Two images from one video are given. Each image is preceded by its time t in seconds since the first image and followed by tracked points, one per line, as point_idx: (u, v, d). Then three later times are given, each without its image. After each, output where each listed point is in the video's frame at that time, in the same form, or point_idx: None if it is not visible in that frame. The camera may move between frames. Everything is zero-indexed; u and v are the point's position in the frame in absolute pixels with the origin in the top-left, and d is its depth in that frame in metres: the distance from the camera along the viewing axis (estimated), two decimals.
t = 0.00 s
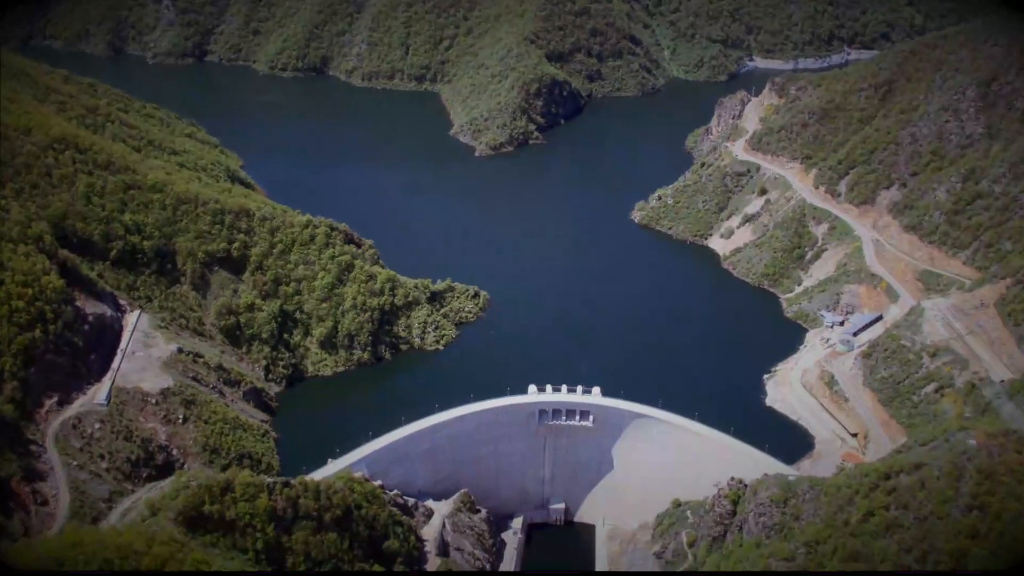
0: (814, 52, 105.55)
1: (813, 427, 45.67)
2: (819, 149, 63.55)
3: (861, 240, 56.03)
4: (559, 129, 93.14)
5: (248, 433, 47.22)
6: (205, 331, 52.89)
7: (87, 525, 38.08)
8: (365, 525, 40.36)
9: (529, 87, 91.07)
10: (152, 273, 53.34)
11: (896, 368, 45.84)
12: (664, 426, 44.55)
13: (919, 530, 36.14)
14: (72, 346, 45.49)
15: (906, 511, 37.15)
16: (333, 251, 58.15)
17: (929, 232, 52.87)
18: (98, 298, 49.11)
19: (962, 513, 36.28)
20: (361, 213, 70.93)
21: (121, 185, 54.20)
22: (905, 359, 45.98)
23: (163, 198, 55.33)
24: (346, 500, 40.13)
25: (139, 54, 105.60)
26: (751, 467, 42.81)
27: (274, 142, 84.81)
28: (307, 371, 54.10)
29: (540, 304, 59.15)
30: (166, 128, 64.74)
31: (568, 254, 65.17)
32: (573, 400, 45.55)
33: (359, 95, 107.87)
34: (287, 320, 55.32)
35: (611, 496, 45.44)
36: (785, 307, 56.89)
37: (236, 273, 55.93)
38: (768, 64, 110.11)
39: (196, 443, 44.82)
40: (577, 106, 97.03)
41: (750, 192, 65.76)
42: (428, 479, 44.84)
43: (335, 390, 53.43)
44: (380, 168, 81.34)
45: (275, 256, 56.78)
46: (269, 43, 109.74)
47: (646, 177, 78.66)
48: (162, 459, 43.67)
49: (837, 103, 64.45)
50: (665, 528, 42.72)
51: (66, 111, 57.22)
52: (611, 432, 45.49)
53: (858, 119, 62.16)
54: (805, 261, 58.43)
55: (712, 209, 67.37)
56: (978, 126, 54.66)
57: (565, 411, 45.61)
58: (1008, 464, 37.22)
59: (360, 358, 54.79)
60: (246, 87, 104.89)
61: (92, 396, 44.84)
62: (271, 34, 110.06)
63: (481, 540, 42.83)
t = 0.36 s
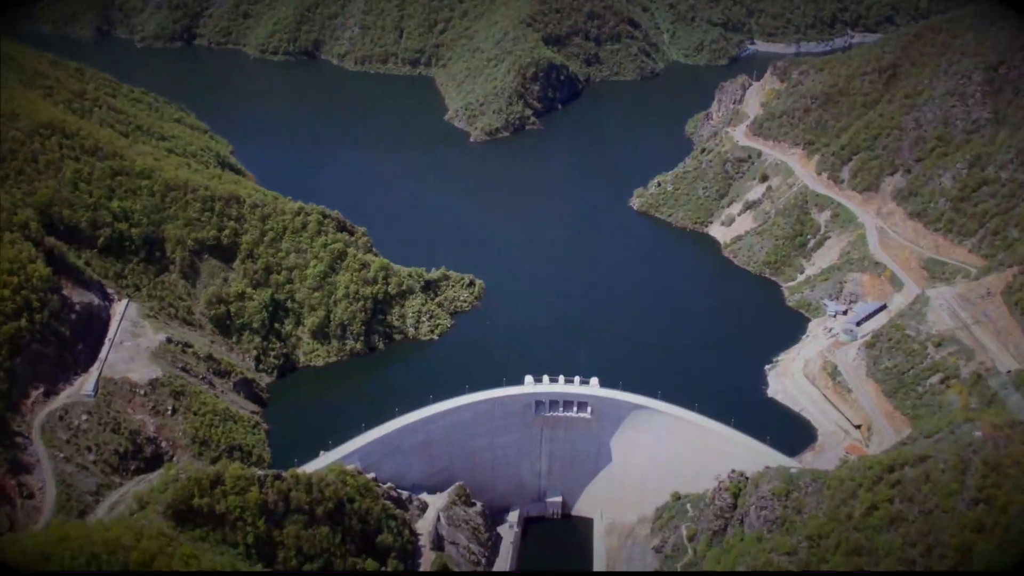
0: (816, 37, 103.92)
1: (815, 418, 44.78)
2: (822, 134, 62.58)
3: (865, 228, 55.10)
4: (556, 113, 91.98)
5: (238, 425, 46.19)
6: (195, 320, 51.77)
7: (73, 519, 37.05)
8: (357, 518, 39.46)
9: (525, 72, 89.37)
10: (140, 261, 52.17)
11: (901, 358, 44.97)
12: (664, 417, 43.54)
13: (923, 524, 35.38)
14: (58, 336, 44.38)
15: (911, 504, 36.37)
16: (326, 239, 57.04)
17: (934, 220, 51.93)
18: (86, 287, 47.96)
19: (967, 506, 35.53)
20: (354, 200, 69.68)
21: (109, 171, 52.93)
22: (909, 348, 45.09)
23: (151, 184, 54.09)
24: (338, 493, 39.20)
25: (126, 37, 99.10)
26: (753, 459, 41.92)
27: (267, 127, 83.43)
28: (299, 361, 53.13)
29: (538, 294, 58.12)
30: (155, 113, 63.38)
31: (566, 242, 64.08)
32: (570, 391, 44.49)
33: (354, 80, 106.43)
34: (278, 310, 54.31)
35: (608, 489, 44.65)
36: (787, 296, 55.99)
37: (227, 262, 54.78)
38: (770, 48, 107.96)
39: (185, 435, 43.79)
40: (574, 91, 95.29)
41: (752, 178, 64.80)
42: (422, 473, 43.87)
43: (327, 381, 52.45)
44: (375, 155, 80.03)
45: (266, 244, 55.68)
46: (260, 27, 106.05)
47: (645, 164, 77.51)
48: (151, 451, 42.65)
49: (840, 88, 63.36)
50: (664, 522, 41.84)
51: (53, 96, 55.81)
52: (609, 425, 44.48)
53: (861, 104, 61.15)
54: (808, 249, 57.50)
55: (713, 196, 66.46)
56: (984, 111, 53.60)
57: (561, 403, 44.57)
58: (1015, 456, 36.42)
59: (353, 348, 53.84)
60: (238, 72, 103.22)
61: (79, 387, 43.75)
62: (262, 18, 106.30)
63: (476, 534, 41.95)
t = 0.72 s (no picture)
0: (820, 19, 103.85)
1: (817, 409, 43.95)
2: (825, 119, 61.68)
3: (868, 214, 54.27)
4: (553, 98, 90.97)
5: (228, 416, 45.17)
6: (184, 309, 50.69)
7: (60, 512, 36.00)
8: (350, 512, 38.54)
9: (521, 55, 88.76)
10: (128, 249, 51.04)
11: (906, 348, 44.02)
12: (663, 408, 42.57)
13: (929, 518, 34.60)
14: (44, 325, 43.21)
15: (915, 498, 35.57)
16: (318, 226, 55.97)
17: (939, 207, 51.00)
18: (72, 275, 46.77)
19: (973, 499, 34.77)
20: (348, 186, 68.51)
21: (96, 156, 51.70)
22: (914, 338, 44.19)
23: (139, 170, 52.88)
24: (331, 486, 38.30)
25: (113, 21, 95.61)
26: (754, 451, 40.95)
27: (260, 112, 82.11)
28: (291, 351, 52.26)
29: (535, 281, 57.16)
30: (144, 97, 62.08)
31: (562, 229, 63.09)
32: (567, 381, 43.52)
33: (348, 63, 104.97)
34: (269, 298, 53.40)
35: (606, 483, 43.86)
36: (788, 285, 55.18)
37: (216, 250, 53.70)
38: (770, 31, 107.64)
39: (174, 427, 42.79)
40: (572, 73, 94.85)
41: (753, 164, 64.30)
42: (416, 465, 43.01)
43: (320, 370, 51.53)
44: (370, 140, 78.80)
45: (257, 231, 54.52)
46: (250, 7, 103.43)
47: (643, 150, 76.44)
48: (139, 443, 41.53)
49: (844, 72, 62.40)
50: (663, 516, 41.01)
51: (38, 79, 54.53)
52: (607, 416, 43.57)
53: (865, 89, 60.17)
54: (810, 237, 56.74)
55: (714, 181, 65.74)
56: (990, 95, 52.62)
57: (558, 393, 43.59)
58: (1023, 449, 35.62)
59: (346, 338, 52.98)
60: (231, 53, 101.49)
61: (65, 378, 42.62)
62: None
63: (472, 527, 41.09)
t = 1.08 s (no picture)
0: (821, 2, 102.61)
1: (820, 400, 43.08)
2: (828, 104, 60.65)
3: (872, 201, 53.37)
4: (550, 81, 89.71)
5: (217, 407, 44.17)
6: (172, 298, 49.58)
7: (45, 506, 34.94)
8: (342, 505, 37.61)
9: (516, 38, 87.48)
10: (116, 236, 49.87)
11: (910, 337, 43.13)
12: (662, 399, 41.64)
13: (934, 511, 33.77)
14: (29, 314, 41.96)
15: (920, 490, 34.72)
16: (310, 212, 54.86)
17: (945, 193, 50.07)
18: (58, 263, 45.50)
19: (979, 492, 33.97)
20: (341, 174, 67.32)
21: (83, 141, 50.40)
22: (919, 328, 43.27)
23: (127, 156, 51.62)
24: (323, 478, 37.40)
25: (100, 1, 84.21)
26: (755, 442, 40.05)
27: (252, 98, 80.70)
28: (281, 341, 51.31)
29: (531, 270, 56.18)
30: (131, 81, 60.66)
31: (559, 217, 62.09)
32: (564, 371, 42.61)
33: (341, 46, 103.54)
34: (260, 287, 52.37)
35: (604, 475, 42.98)
36: (791, 274, 54.23)
37: (206, 237, 52.58)
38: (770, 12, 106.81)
39: (162, 417, 41.86)
40: (570, 56, 93.58)
41: (754, 150, 63.36)
42: (410, 457, 42.04)
43: (312, 360, 50.55)
44: (364, 127, 77.55)
45: (247, 218, 53.40)
46: None
47: (641, 136, 75.43)
48: (126, 435, 40.55)
49: (847, 55, 61.37)
50: (662, 510, 40.14)
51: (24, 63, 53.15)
52: (605, 407, 42.65)
53: (869, 72, 59.17)
54: (813, 224, 55.95)
55: (714, 167, 64.77)
56: (997, 79, 51.66)
57: (555, 384, 42.71)
58: None
59: (338, 327, 52.05)
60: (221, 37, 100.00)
61: (51, 368, 41.43)
62: None
63: (467, 521, 40.22)
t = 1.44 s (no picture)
0: None
1: (823, 390, 42.23)
2: (830, 88, 59.62)
3: (877, 187, 52.53)
4: (546, 65, 88.21)
5: (206, 398, 43.14)
6: (160, 286, 48.51)
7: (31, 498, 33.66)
8: (334, 499, 36.65)
9: (512, 20, 86.34)
10: (102, 223, 48.66)
11: (916, 327, 42.22)
12: (661, 389, 40.72)
13: (940, 505, 32.94)
14: (14, 303, 40.67)
15: (925, 483, 33.91)
16: (300, 198, 53.76)
17: (950, 178, 49.09)
18: (44, 250, 44.21)
19: (986, 485, 33.17)
20: (335, 158, 66.05)
21: (68, 126, 49.15)
22: (925, 316, 42.37)
23: (114, 140, 50.36)
24: (314, 471, 36.47)
25: None
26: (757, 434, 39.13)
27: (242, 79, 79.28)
28: (272, 330, 50.28)
29: (529, 257, 55.20)
30: (118, 64, 59.31)
31: (557, 203, 61.03)
32: (561, 361, 41.68)
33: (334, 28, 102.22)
34: (250, 274, 51.33)
35: (602, 468, 42.11)
36: (793, 262, 53.57)
37: (194, 224, 51.43)
38: None
39: (150, 408, 40.85)
40: (568, 39, 92.46)
41: (755, 135, 62.51)
42: (403, 449, 41.09)
43: (305, 349, 49.58)
44: (359, 110, 76.38)
45: (236, 204, 52.28)
46: None
47: (639, 121, 74.36)
48: (114, 427, 39.56)
49: (851, 37, 60.33)
50: (661, 503, 39.25)
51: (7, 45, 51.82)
52: (603, 397, 41.73)
53: (873, 56, 58.17)
54: (815, 210, 55.26)
55: (714, 153, 63.96)
56: (1004, 62, 50.72)
57: (552, 374, 41.73)
58: None
59: (329, 316, 51.06)
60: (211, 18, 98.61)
61: (36, 358, 40.21)
62: None
63: (461, 515, 39.34)
